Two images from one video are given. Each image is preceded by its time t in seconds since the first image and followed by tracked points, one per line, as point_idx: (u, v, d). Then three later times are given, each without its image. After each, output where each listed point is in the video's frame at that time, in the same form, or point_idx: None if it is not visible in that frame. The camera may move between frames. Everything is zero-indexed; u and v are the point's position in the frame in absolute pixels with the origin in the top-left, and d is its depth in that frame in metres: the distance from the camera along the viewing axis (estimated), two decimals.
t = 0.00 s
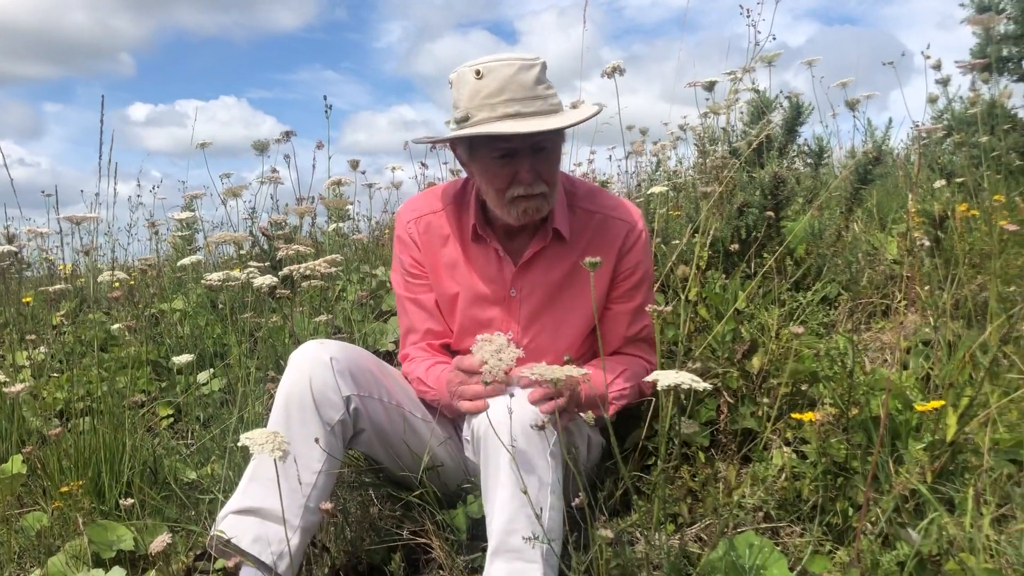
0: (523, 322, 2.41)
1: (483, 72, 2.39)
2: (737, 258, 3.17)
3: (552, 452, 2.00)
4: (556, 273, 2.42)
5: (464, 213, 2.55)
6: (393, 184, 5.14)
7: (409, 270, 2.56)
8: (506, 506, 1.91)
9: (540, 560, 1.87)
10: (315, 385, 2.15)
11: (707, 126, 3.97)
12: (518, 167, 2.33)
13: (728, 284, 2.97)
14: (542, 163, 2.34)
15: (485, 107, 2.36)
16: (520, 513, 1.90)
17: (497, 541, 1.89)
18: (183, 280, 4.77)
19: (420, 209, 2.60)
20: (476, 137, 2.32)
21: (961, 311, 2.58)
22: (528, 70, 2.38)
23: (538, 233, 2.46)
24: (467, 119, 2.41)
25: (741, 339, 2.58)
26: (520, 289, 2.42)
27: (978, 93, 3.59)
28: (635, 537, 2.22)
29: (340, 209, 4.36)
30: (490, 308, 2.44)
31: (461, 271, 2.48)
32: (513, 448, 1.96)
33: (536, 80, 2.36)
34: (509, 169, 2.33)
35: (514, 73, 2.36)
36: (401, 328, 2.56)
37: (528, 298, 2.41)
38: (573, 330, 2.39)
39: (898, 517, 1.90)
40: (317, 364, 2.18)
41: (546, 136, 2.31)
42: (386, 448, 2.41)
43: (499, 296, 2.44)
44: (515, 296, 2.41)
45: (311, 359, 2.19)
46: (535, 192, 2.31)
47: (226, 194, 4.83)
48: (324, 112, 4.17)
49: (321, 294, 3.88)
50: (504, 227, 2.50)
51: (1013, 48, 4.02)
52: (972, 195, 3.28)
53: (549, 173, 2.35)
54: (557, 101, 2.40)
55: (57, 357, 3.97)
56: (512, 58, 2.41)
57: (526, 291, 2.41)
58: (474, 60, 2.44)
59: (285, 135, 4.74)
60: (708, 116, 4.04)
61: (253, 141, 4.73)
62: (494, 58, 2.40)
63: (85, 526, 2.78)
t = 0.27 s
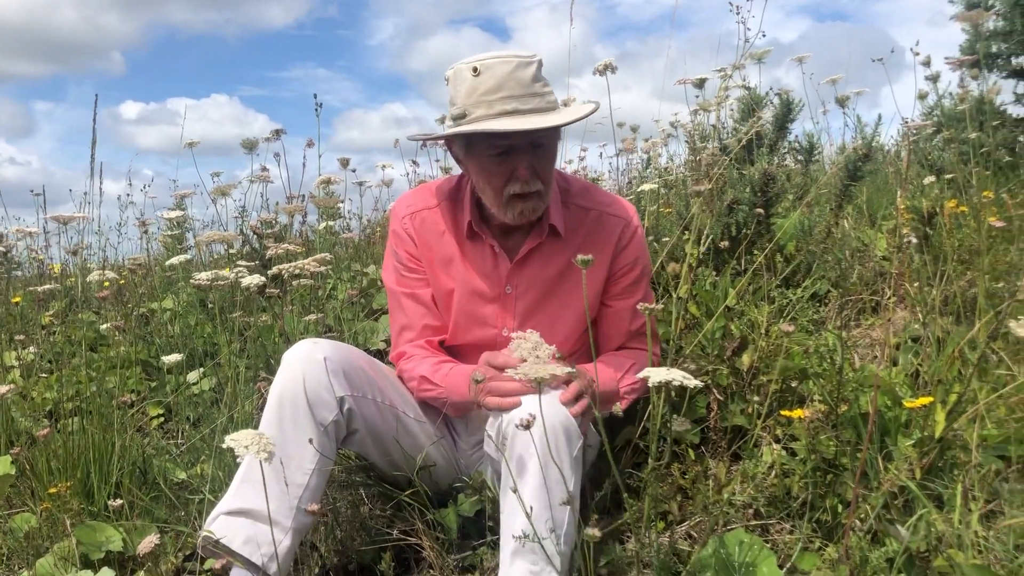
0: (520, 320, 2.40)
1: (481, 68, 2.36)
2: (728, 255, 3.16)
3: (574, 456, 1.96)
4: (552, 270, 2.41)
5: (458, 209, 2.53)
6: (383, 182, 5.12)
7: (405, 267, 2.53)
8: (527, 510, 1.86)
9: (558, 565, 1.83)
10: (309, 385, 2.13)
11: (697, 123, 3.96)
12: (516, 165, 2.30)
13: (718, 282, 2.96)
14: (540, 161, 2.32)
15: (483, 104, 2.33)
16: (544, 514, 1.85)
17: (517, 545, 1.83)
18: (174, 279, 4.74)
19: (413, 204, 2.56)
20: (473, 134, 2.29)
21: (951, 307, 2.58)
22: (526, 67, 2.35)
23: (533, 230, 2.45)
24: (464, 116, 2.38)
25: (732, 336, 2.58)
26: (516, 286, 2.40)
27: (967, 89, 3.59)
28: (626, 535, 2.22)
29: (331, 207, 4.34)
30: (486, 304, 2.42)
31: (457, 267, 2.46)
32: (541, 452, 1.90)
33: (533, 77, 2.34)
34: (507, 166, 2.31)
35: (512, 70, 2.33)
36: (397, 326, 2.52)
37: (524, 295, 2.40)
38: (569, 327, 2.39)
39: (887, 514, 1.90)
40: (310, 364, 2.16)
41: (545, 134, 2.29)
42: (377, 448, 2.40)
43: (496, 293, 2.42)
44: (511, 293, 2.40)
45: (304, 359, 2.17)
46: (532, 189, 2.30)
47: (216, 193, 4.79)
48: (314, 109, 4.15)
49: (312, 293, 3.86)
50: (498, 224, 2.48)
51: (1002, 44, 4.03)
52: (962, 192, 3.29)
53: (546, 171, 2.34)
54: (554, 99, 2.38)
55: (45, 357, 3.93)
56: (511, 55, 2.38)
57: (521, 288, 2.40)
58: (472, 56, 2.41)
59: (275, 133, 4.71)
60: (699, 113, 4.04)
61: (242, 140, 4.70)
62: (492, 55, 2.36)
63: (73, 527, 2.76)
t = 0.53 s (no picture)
0: (517, 316, 2.39)
1: (482, 64, 2.36)
2: (723, 255, 3.16)
3: (582, 459, 1.95)
4: (549, 267, 2.41)
5: (458, 204, 2.52)
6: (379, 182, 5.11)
7: (402, 260, 2.51)
8: (538, 512, 1.84)
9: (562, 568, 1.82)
10: (303, 386, 2.12)
11: (693, 123, 3.96)
12: (515, 161, 2.29)
13: (714, 281, 2.96)
14: (538, 158, 2.32)
15: (483, 100, 2.33)
16: (556, 514, 1.83)
17: (523, 545, 1.82)
18: (169, 280, 4.72)
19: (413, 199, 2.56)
20: (473, 129, 2.29)
21: (946, 307, 2.59)
22: (526, 63, 2.35)
23: (532, 227, 2.45)
24: (464, 111, 2.37)
25: (727, 336, 2.58)
26: (513, 282, 2.40)
27: (961, 89, 3.60)
28: (622, 535, 2.22)
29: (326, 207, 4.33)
30: (484, 300, 2.42)
31: (456, 263, 2.45)
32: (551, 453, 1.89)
33: (534, 74, 2.34)
34: (506, 162, 2.30)
35: (513, 66, 2.33)
36: (393, 318, 2.48)
37: (521, 292, 2.40)
38: (565, 324, 2.38)
39: (882, 514, 1.90)
40: (304, 365, 2.15)
41: (544, 130, 2.29)
42: (372, 449, 2.39)
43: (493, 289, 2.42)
44: (508, 290, 2.40)
45: (298, 360, 2.16)
46: (531, 186, 2.29)
47: (211, 193, 4.78)
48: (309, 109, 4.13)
49: (307, 293, 3.85)
50: (496, 221, 2.47)
51: (997, 44, 4.04)
52: (957, 191, 3.29)
53: (544, 167, 2.33)
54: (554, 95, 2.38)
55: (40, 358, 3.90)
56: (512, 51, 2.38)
57: (518, 284, 2.40)
58: (474, 52, 2.41)
59: (270, 133, 4.70)
60: (695, 113, 4.04)
61: (238, 140, 4.69)
62: (494, 51, 2.36)
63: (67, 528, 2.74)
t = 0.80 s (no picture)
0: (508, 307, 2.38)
1: (480, 52, 2.37)
2: (720, 253, 3.16)
3: (586, 460, 1.91)
4: (541, 259, 2.40)
5: (455, 196, 2.54)
6: (376, 180, 5.10)
7: (392, 244, 2.50)
8: (536, 511, 1.83)
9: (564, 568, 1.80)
10: (295, 383, 2.11)
11: (690, 121, 3.96)
12: (504, 149, 2.30)
13: (710, 280, 2.96)
14: (528, 147, 2.32)
15: (477, 86, 2.33)
16: (554, 515, 1.81)
17: (525, 545, 1.81)
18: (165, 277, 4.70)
19: (412, 189, 2.57)
20: (466, 112, 2.30)
21: (942, 306, 2.59)
22: (524, 54, 2.34)
23: (526, 220, 2.45)
24: (460, 97, 2.38)
25: (724, 335, 2.58)
26: (507, 274, 2.40)
27: (958, 89, 3.61)
28: (619, 533, 2.22)
29: (322, 205, 4.32)
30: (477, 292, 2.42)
31: (451, 254, 2.47)
32: (555, 454, 1.86)
33: (530, 64, 2.32)
34: (496, 149, 2.31)
35: (509, 55, 2.33)
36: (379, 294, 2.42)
37: (515, 284, 2.39)
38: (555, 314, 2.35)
39: (878, 513, 1.90)
40: (296, 362, 2.14)
41: (534, 119, 2.29)
42: (367, 447, 2.38)
43: (487, 280, 2.42)
44: (502, 281, 2.40)
45: (290, 357, 2.15)
46: (520, 174, 2.29)
47: (207, 190, 4.76)
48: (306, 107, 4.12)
49: (304, 291, 3.84)
50: (493, 213, 2.48)
51: (993, 44, 4.05)
52: (953, 190, 3.30)
53: (535, 157, 2.33)
54: (550, 88, 2.36)
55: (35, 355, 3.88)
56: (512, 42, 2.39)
57: (512, 276, 2.40)
58: (475, 42, 2.43)
59: (266, 130, 4.68)
60: (692, 112, 4.04)
61: (234, 137, 4.67)
62: (493, 41, 2.38)
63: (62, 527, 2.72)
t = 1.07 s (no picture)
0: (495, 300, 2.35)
1: (479, 44, 2.34)
2: (719, 251, 3.16)
3: (590, 458, 1.91)
4: (532, 254, 2.37)
5: (454, 188, 2.54)
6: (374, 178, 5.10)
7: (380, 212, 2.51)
8: (537, 507, 1.84)
9: (567, 565, 1.81)
10: (292, 379, 2.11)
11: (689, 119, 3.96)
12: (498, 139, 2.30)
13: (709, 278, 2.96)
14: (523, 139, 2.31)
15: (474, 76, 2.30)
16: (555, 512, 1.82)
17: (528, 541, 1.81)
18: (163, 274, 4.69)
19: (414, 173, 2.57)
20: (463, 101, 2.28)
21: (940, 304, 2.59)
22: (523, 47, 2.31)
23: (520, 215, 2.43)
24: (457, 88, 2.36)
25: (722, 332, 2.58)
26: (497, 267, 2.37)
27: (957, 88, 3.61)
28: (618, 530, 2.22)
29: (321, 201, 4.31)
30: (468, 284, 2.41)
31: (447, 246, 2.47)
32: (560, 452, 1.86)
33: (528, 57, 2.28)
34: (490, 139, 2.31)
35: (507, 47, 2.30)
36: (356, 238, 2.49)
37: (506, 279, 2.36)
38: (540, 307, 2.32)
39: (876, 510, 1.90)
40: (294, 358, 2.14)
41: (531, 111, 2.29)
42: (364, 444, 2.38)
43: (479, 273, 2.41)
44: (493, 273, 2.37)
45: (287, 353, 2.15)
46: (514, 166, 2.28)
47: (205, 187, 4.75)
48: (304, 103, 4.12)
49: (303, 288, 3.83)
50: (488, 208, 2.47)
51: (992, 43, 4.05)
52: (951, 189, 3.30)
53: (529, 150, 2.32)
54: (549, 82, 2.32)
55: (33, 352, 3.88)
56: (513, 36, 2.36)
57: (503, 269, 2.37)
58: (475, 35, 2.41)
59: (265, 127, 4.67)
60: (691, 110, 4.04)
61: (233, 134, 4.67)
62: (493, 34, 2.35)
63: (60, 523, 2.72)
